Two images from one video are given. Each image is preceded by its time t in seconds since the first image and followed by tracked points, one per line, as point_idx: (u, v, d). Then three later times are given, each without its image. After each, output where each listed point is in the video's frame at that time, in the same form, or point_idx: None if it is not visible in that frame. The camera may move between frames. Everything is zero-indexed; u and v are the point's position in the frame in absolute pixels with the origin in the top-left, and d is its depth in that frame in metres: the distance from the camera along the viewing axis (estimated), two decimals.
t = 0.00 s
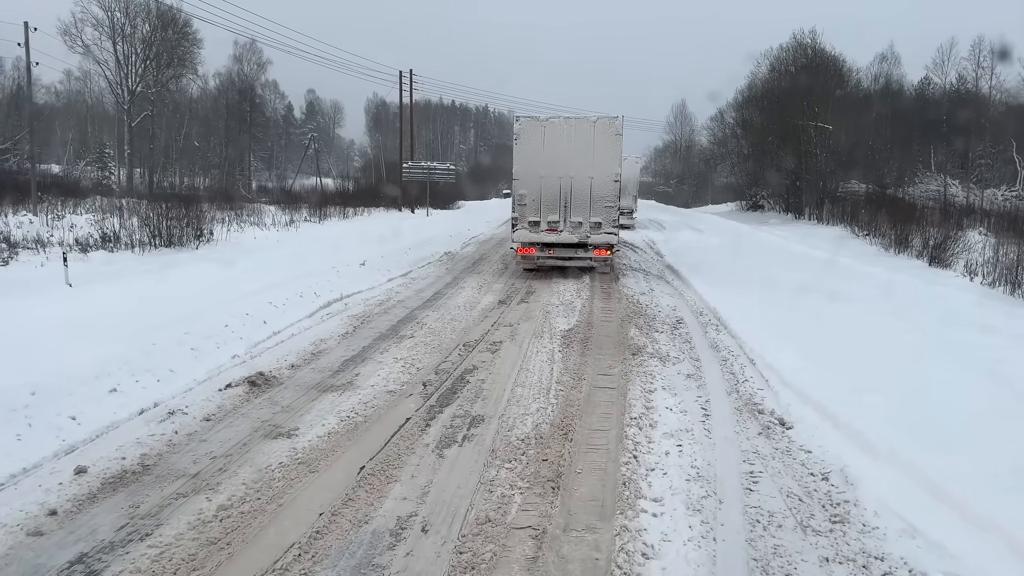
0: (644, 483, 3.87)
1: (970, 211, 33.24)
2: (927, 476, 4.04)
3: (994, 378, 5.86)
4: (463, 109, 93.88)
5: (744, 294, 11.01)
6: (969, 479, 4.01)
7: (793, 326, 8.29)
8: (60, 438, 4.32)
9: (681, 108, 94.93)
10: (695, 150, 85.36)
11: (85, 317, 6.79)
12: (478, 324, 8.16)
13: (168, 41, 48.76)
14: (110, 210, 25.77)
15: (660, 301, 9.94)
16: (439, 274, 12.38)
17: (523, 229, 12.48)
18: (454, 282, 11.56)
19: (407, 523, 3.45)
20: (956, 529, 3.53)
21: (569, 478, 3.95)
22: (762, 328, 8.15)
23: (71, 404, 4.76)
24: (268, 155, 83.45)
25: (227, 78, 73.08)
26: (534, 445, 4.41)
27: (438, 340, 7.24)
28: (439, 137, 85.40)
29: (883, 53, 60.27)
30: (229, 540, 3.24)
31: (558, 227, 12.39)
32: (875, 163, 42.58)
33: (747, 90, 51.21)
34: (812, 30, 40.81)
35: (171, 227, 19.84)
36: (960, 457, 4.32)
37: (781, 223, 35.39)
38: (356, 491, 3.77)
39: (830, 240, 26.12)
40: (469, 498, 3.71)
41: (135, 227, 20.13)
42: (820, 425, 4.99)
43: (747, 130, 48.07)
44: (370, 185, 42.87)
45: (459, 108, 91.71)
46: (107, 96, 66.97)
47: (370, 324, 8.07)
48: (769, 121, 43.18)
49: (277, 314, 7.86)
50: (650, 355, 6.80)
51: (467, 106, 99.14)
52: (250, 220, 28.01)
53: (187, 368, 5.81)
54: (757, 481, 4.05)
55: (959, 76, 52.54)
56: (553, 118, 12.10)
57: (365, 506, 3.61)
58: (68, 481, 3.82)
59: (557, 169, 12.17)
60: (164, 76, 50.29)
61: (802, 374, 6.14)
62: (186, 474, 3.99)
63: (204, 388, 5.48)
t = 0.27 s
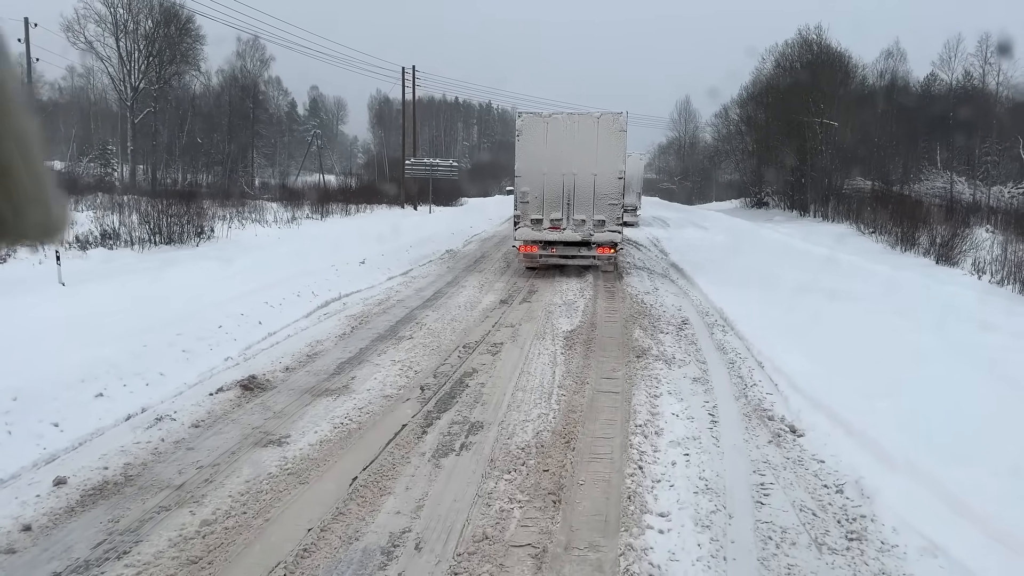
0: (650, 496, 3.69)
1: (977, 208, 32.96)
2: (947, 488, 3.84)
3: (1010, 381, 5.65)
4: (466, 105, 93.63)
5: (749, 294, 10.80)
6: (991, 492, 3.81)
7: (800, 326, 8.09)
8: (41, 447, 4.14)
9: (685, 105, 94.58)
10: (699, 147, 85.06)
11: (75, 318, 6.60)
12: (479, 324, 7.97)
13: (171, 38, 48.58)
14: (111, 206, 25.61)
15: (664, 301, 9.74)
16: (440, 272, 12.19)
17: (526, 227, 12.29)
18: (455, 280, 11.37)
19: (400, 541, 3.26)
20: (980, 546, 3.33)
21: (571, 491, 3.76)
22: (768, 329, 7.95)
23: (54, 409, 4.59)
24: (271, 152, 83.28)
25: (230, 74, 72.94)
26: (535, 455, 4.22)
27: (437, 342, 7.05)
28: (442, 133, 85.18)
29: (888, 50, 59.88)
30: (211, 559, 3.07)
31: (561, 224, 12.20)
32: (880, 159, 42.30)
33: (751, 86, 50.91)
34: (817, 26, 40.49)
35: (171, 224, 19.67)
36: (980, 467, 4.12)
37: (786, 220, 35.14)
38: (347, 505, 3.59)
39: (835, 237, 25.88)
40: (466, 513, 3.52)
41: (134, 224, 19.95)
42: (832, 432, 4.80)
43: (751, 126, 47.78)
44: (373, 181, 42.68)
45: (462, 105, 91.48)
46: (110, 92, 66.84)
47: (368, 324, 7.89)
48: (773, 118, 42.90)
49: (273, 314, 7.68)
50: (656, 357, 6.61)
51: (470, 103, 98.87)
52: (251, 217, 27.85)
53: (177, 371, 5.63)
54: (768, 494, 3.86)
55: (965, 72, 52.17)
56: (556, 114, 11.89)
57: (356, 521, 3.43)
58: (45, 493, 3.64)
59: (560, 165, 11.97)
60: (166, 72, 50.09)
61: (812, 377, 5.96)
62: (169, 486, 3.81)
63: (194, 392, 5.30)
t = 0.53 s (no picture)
0: (656, 512, 3.50)
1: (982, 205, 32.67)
2: (967, 502, 3.65)
3: None
4: (469, 102, 93.40)
5: (755, 294, 10.59)
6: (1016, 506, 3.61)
7: (808, 327, 7.88)
8: (19, 457, 3.95)
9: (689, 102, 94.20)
10: (703, 144, 84.73)
11: (66, 319, 6.44)
12: (479, 326, 7.78)
13: (174, 35, 48.43)
14: (112, 203, 25.46)
15: (667, 301, 9.55)
16: (441, 271, 12.01)
17: (528, 225, 12.10)
18: (456, 279, 11.19)
19: (392, 559, 3.09)
20: (1003, 563, 3.14)
21: (573, 506, 3.57)
22: (776, 330, 7.74)
23: (35, 416, 4.40)
24: (274, 149, 83.20)
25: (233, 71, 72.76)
26: (535, 465, 4.04)
27: (436, 344, 6.86)
28: (445, 130, 84.97)
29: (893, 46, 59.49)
30: None
31: (564, 223, 12.00)
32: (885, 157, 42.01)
33: (755, 83, 50.62)
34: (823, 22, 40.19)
35: (172, 222, 19.50)
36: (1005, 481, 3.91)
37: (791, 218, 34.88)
38: (336, 519, 3.41)
39: (840, 235, 25.64)
40: (462, 530, 3.33)
41: (135, 221, 19.80)
42: (845, 441, 4.61)
43: (755, 123, 47.51)
44: (375, 179, 42.49)
45: (465, 102, 91.25)
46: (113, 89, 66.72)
47: (367, 325, 7.71)
48: (777, 115, 42.62)
49: (269, 315, 7.50)
50: (660, 360, 6.42)
51: (473, 100, 98.60)
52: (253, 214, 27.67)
53: (167, 375, 5.45)
54: (777, 509, 3.67)
55: (971, 69, 51.77)
56: (559, 109, 11.69)
57: (346, 538, 3.25)
58: (19, 508, 3.46)
59: (563, 162, 11.78)
60: (169, 69, 49.91)
61: (822, 382, 5.76)
62: (150, 498, 3.63)
63: (183, 396, 5.12)
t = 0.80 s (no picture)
0: (663, 529, 3.31)
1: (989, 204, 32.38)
2: (991, 516, 3.45)
3: None
4: (472, 100, 93.13)
5: (761, 294, 10.37)
6: None
7: (817, 329, 7.67)
8: None
9: (692, 99, 93.80)
10: (707, 142, 84.41)
11: (53, 321, 6.26)
12: (480, 327, 7.59)
13: (176, 33, 48.22)
14: (112, 200, 25.29)
15: (672, 302, 9.34)
16: (442, 270, 11.82)
17: (530, 225, 11.91)
18: (457, 279, 11.00)
19: None
20: None
21: (574, 523, 3.39)
22: (784, 332, 7.54)
23: (15, 425, 4.23)
24: (277, 147, 83.05)
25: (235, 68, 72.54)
26: (535, 478, 3.85)
27: (434, 347, 6.67)
28: (447, 128, 84.74)
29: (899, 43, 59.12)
30: None
31: (567, 222, 11.80)
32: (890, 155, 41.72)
33: (760, 80, 50.32)
34: (828, 19, 39.88)
35: (171, 220, 19.33)
36: None
37: (795, 217, 34.64)
38: (324, 537, 3.23)
39: (846, 234, 25.39)
40: (458, 549, 3.16)
41: (134, 219, 19.62)
42: (860, 452, 4.40)
43: (760, 121, 47.21)
44: (377, 177, 42.29)
45: (468, 99, 90.98)
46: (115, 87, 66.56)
47: (364, 327, 7.53)
48: (782, 112, 42.34)
49: (263, 316, 7.31)
50: (666, 364, 6.22)
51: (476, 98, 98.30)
52: (254, 212, 27.49)
53: (156, 380, 5.28)
54: (789, 526, 3.48)
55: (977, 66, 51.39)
56: (562, 107, 11.49)
57: (334, 557, 3.07)
58: None
59: (566, 161, 11.58)
60: (171, 66, 49.69)
61: (834, 388, 5.55)
62: (129, 514, 3.44)
63: (172, 402, 4.94)
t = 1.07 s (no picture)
0: (668, 548, 3.12)
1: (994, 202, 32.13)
2: (1015, 533, 3.25)
3: None
4: (474, 98, 92.91)
5: (766, 294, 10.18)
6: None
7: (826, 331, 7.45)
8: None
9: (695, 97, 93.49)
10: (709, 140, 84.12)
11: (38, 322, 6.07)
12: (478, 329, 7.40)
13: (176, 30, 48.02)
14: (111, 198, 25.12)
15: (676, 302, 9.15)
16: (441, 269, 11.63)
17: (531, 223, 11.71)
18: (457, 278, 10.81)
19: None
20: None
21: (574, 540, 3.20)
22: (792, 334, 7.33)
23: None
24: (278, 145, 82.90)
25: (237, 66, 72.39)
26: (533, 490, 3.65)
27: (432, 349, 6.47)
28: (449, 126, 84.55)
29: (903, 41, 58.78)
30: None
31: (568, 220, 11.61)
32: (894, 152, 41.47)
33: (763, 78, 50.07)
34: (832, 16, 39.61)
35: (169, 218, 19.16)
36: None
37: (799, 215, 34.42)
38: (308, 556, 3.05)
39: (850, 232, 25.16)
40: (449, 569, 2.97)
41: (132, 217, 19.46)
42: (873, 462, 4.21)
43: (763, 119, 46.96)
44: (379, 175, 42.12)
45: (470, 97, 90.78)
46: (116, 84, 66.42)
47: (360, 328, 7.34)
48: (785, 110, 42.10)
49: (256, 318, 7.13)
50: (670, 367, 6.03)
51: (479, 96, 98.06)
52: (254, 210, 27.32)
53: (142, 384, 5.09)
54: (801, 542, 3.29)
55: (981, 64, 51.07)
56: (563, 103, 11.29)
57: None
58: None
59: (567, 158, 11.39)
60: (172, 64, 49.50)
61: (845, 393, 5.35)
62: (103, 530, 3.25)
63: (157, 408, 4.76)
